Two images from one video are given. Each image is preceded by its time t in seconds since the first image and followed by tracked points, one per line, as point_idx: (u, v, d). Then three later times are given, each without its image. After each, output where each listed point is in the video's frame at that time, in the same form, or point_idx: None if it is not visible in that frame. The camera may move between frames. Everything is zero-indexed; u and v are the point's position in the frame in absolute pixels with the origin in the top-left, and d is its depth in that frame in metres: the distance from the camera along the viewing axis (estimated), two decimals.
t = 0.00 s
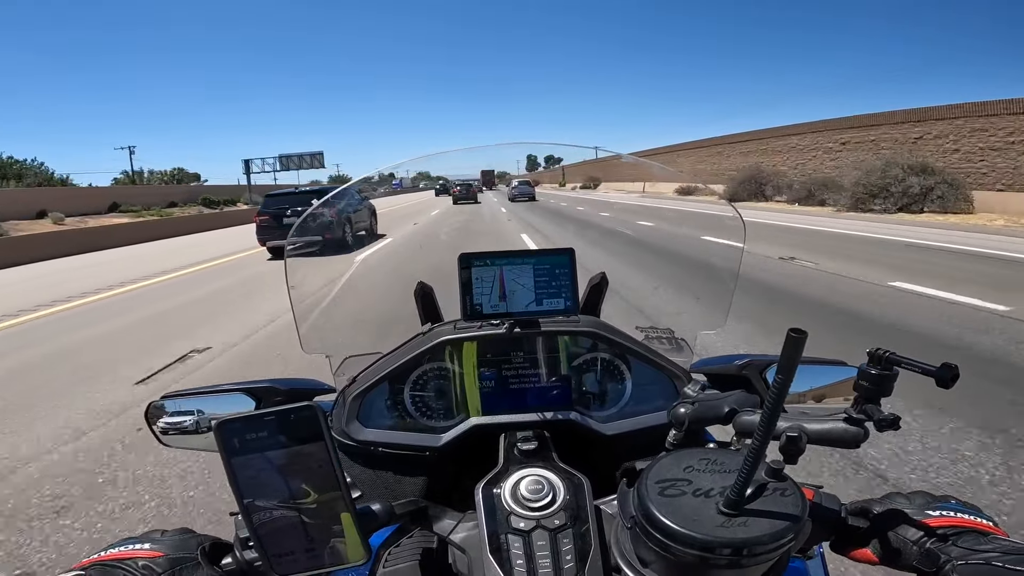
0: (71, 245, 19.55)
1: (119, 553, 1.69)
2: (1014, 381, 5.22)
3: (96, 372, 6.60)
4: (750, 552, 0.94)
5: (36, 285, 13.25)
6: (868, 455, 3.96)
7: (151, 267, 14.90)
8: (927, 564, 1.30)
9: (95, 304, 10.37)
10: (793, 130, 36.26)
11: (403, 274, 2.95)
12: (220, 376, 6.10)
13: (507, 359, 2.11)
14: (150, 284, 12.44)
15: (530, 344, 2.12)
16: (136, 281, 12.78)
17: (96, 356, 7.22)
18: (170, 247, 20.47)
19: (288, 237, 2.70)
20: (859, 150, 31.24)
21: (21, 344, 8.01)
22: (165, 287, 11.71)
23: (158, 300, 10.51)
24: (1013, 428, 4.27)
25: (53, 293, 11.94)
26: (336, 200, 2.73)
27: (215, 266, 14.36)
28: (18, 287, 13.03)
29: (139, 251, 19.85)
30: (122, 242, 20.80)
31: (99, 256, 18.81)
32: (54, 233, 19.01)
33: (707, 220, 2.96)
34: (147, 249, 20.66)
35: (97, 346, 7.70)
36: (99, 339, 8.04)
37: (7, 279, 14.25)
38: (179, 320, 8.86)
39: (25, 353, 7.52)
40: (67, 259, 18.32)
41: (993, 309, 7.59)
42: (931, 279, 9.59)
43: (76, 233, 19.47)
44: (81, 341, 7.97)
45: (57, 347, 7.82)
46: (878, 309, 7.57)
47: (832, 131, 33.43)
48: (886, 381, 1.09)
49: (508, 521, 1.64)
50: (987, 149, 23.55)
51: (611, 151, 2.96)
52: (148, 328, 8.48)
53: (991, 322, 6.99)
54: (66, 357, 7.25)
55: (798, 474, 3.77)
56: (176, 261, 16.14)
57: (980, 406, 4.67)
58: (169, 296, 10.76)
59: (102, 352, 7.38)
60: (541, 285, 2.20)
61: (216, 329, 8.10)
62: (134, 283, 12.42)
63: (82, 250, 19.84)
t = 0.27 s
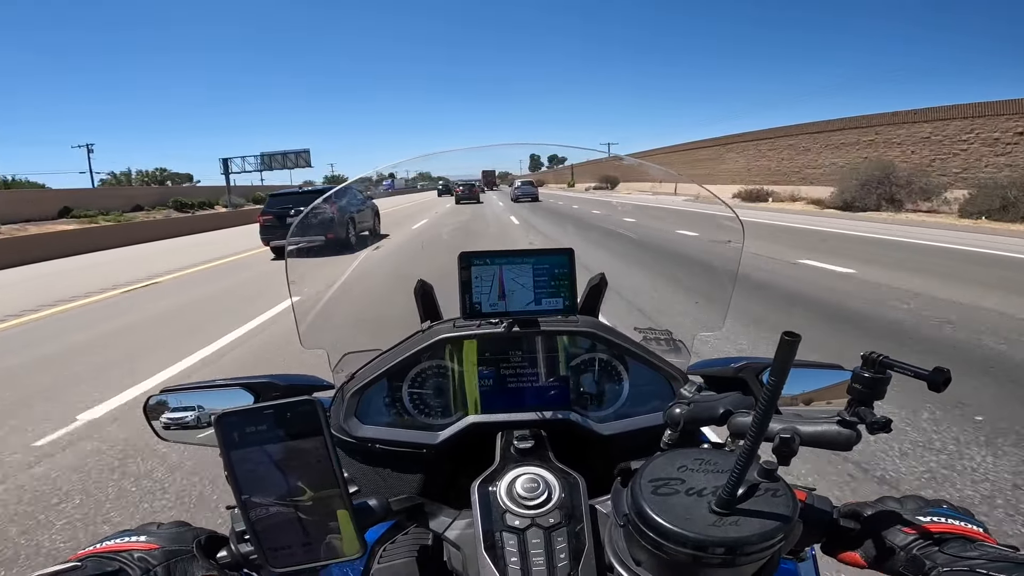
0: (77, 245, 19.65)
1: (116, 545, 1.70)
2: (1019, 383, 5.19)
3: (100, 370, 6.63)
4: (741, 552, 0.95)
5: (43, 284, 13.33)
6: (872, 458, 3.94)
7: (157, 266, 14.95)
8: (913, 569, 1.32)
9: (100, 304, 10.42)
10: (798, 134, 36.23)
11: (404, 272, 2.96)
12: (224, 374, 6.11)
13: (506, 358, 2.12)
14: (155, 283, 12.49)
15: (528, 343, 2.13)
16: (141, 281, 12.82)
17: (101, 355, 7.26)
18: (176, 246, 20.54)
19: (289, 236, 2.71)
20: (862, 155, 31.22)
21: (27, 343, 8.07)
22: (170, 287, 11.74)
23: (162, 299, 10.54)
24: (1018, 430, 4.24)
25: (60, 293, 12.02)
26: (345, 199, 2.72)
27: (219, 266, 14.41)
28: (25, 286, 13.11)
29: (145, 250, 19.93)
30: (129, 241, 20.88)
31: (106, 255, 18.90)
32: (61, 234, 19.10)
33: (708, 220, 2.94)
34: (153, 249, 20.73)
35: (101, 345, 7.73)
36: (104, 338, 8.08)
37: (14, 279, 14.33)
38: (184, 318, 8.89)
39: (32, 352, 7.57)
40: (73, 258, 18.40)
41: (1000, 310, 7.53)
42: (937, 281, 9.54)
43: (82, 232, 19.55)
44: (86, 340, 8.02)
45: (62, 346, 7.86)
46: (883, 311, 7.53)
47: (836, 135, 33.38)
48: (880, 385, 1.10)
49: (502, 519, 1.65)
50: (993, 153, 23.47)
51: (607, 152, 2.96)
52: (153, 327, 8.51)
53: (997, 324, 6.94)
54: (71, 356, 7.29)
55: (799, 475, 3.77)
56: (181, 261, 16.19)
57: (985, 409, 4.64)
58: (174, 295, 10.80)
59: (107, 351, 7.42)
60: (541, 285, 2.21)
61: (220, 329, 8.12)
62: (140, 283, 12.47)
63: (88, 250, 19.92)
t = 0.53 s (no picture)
0: (80, 245, 19.73)
1: (110, 539, 1.70)
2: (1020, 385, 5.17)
3: (101, 370, 6.66)
4: (728, 555, 0.95)
5: (45, 285, 13.37)
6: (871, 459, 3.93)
7: (159, 266, 14.99)
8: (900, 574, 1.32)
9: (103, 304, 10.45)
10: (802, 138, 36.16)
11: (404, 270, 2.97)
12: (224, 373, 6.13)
13: (502, 359, 2.12)
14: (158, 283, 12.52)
15: (526, 344, 2.13)
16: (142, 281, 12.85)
17: (102, 354, 7.28)
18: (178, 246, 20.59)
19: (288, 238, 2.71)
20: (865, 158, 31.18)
21: (29, 342, 8.09)
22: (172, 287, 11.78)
23: (164, 299, 10.57)
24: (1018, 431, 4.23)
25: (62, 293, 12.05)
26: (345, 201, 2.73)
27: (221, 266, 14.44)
28: (28, 287, 13.15)
29: (148, 250, 20.00)
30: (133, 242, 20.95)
31: (108, 255, 18.95)
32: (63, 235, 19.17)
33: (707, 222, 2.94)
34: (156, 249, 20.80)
35: (103, 344, 7.76)
36: (105, 338, 8.11)
37: (16, 279, 14.38)
38: (186, 318, 8.91)
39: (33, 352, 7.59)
40: (76, 258, 18.46)
41: (1000, 312, 7.52)
42: (937, 282, 9.51)
43: (84, 232, 19.60)
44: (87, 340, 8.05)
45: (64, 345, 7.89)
46: (883, 314, 7.52)
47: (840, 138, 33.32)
48: (871, 391, 1.10)
49: (496, 519, 1.65)
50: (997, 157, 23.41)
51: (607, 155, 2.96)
52: (154, 326, 8.54)
53: (999, 325, 6.91)
54: (73, 355, 7.31)
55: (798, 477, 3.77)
56: (184, 261, 16.24)
57: (985, 411, 4.63)
58: (175, 295, 10.82)
59: (108, 351, 7.44)
60: (538, 288, 2.21)
61: (220, 329, 8.14)
62: (142, 283, 12.50)
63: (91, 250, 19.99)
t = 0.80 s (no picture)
0: (80, 244, 19.78)
1: (119, 539, 1.71)
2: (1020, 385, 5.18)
3: (104, 369, 6.69)
4: (732, 556, 0.95)
5: (46, 285, 13.40)
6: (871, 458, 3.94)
7: (161, 266, 15.05)
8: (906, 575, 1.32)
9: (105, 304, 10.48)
10: (805, 138, 36.11)
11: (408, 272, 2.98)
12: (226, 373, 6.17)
13: (507, 360, 2.12)
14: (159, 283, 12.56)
15: (530, 346, 2.14)
16: (144, 281, 12.88)
17: (104, 354, 7.31)
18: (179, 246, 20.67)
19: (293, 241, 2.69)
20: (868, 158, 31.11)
21: (32, 343, 8.12)
22: (173, 287, 11.82)
23: (166, 299, 10.61)
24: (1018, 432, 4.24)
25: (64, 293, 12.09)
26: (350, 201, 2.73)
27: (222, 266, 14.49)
28: (29, 287, 13.19)
29: (149, 250, 20.07)
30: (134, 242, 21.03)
31: (109, 255, 19.02)
32: (65, 235, 19.24)
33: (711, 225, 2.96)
34: (157, 249, 20.86)
35: (105, 344, 7.79)
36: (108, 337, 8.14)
37: (16, 279, 14.40)
38: (188, 318, 8.96)
39: (37, 352, 7.62)
40: (77, 258, 18.53)
41: (1000, 312, 7.53)
42: (936, 283, 9.52)
43: (86, 233, 19.67)
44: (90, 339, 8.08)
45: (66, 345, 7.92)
46: (883, 314, 7.52)
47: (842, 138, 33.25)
48: (876, 392, 1.10)
49: (501, 519, 1.65)
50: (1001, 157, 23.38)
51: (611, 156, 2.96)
52: (156, 326, 8.58)
53: (999, 326, 6.92)
54: (75, 355, 7.35)
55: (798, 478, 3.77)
56: (184, 261, 16.29)
57: (985, 412, 4.64)
58: (177, 295, 10.87)
59: (109, 350, 7.48)
60: (542, 289, 2.22)
61: (221, 328, 8.18)
62: (143, 283, 12.54)
63: (93, 250, 20.07)
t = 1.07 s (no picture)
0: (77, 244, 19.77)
1: (122, 540, 1.71)
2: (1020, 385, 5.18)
3: (105, 369, 6.70)
4: (733, 552, 0.94)
5: (44, 284, 13.41)
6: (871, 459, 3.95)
7: (159, 266, 15.06)
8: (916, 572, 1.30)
9: (106, 303, 10.49)
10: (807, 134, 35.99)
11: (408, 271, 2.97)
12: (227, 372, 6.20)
13: (508, 357, 2.11)
14: (159, 282, 12.57)
15: (532, 343, 2.12)
16: (144, 280, 12.90)
17: (106, 354, 7.33)
18: (179, 246, 20.72)
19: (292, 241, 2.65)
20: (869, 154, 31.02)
21: (33, 343, 8.12)
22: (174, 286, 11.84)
23: (166, 298, 10.64)
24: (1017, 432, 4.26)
25: (63, 292, 12.09)
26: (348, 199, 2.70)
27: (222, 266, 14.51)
28: (27, 286, 13.19)
29: (148, 250, 20.11)
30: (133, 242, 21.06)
31: (108, 255, 19.05)
32: (64, 235, 19.26)
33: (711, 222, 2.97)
34: (155, 248, 20.90)
35: (106, 344, 7.81)
36: (109, 337, 8.16)
37: (14, 279, 14.39)
38: (188, 317, 8.98)
39: (38, 351, 7.64)
40: (77, 258, 18.55)
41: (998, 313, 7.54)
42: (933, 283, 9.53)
43: (85, 233, 19.70)
44: (91, 339, 8.09)
45: (67, 344, 7.93)
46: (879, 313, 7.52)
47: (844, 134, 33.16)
48: (879, 385, 1.09)
49: (503, 517, 1.64)
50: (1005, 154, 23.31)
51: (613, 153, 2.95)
52: (157, 326, 8.60)
53: (998, 326, 6.92)
54: (76, 355, 7.36)
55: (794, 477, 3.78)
56: (184, 260, 16.32)
57: (984, 412, 4.65)
58: (177, 294, 10.89)
59: (110, 350, 7.49)
60: (542, 285, 2.21)
61: (220, 328, 8.21)
62: (143, 282, 12.56)
63: (92, 250, 20.10)
